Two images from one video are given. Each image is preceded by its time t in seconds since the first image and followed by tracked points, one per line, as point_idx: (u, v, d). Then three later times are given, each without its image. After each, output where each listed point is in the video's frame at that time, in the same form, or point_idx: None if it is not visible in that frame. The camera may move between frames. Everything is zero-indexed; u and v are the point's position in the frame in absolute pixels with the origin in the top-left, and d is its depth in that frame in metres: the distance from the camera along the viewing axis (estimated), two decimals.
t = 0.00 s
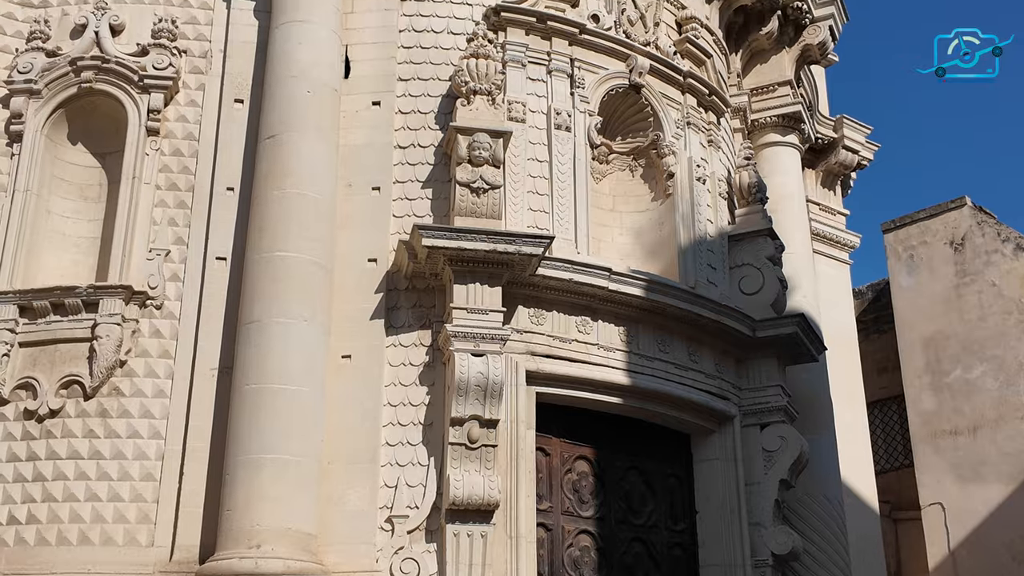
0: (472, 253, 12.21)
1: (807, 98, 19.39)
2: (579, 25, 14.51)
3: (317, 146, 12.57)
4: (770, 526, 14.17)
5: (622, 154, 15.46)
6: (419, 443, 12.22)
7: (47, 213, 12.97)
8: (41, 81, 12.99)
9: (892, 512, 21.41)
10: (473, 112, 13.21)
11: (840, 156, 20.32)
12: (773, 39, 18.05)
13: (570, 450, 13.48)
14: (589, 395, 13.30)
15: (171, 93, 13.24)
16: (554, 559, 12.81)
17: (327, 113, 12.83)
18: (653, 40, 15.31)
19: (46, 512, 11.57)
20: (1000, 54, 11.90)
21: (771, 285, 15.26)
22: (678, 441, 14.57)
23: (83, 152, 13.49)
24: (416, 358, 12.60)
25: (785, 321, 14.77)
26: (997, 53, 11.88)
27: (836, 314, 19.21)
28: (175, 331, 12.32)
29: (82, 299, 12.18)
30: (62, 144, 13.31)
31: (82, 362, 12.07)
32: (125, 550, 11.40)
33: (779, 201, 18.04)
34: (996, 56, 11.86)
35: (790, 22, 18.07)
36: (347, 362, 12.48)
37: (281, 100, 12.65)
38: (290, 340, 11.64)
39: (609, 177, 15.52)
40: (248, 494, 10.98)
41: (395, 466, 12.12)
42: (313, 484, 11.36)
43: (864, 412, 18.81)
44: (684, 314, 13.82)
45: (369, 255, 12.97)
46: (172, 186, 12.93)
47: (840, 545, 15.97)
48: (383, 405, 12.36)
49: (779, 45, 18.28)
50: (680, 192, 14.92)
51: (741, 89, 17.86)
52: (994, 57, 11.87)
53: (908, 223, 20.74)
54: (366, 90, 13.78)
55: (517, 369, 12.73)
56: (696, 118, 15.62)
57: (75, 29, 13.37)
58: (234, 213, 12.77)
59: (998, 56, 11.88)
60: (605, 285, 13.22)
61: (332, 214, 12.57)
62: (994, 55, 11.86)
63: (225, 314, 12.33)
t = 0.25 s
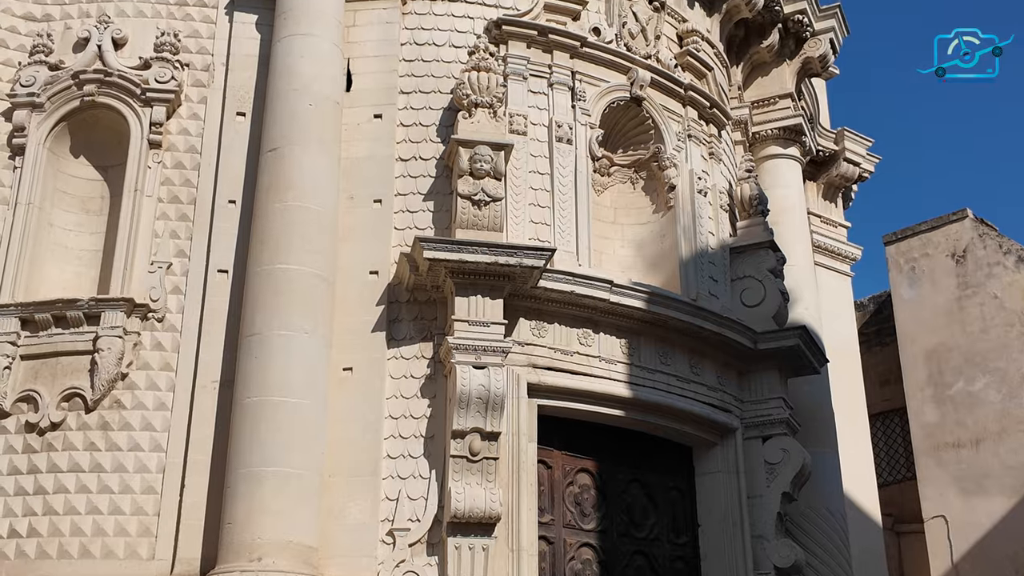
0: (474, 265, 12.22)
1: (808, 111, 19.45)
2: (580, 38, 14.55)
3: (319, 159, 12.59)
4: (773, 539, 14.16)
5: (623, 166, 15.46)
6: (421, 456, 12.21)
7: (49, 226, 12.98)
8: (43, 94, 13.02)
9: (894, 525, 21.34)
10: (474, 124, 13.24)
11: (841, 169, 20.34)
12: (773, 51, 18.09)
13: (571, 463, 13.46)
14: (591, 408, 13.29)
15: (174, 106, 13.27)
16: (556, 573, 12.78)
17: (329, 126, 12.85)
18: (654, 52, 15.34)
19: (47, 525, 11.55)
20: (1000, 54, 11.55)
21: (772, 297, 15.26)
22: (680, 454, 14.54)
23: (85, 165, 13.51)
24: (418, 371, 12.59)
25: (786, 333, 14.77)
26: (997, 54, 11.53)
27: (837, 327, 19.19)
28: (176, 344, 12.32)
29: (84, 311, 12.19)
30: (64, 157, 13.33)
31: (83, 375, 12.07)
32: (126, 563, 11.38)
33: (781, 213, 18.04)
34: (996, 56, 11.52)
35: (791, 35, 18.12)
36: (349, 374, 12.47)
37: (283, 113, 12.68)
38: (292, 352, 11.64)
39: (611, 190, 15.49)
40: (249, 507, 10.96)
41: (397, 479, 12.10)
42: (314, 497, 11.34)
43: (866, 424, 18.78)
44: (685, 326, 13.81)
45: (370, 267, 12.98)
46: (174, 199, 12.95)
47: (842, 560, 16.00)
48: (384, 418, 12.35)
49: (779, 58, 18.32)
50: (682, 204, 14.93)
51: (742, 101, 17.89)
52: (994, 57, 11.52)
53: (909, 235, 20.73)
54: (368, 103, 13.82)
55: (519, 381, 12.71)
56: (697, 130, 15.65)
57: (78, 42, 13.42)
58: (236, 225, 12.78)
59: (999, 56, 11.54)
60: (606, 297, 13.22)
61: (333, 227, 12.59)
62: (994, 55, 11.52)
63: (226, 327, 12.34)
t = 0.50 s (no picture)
0: (474, 279, 12.22)
1: (809, 125, 19.49)
2: (580, 53, 14.59)
3: (320, 173, 12.62)
4: (774, 554, 14.13)
5: (624, 180, 15.46)
6: (421, 470, 12.19)
7: (50, 241, 13.00)
8: (45, 109, 13.06)
9: (896, 540, 21.26)
10: (475, 139, 13.28)
11: (841, 183, 20.36)
12: (774, 66, 18.13)
13: (572, 477, 13.43)
14: (591, 422, 13.26)
15: (175, 121, 13.31)
16: None
17: (331, 140, 12.88)
18: (654, 67, 15.38)
19: (47, 540, 11.53)
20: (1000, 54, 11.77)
21: (773, 311, 15.26)
22: (681, 468, 14.51)
23: (87, 180, 13.54)
24: (418, 385, 12.58)
25: (787, 347, 14.77)
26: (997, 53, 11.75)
27: (839, 341, 19.19)
28: (177, 359, 12.32)
29: (84, 326, 12.19)
30: (66, 171, 13.36)
31: (84, 390, 12.06)
32: None
33: (781, 227, 18.05)
34: (996, 55, 11.74)
35: (791, 49, 18.17)
36: (350, 389, 12.47)
37: (284, 128, 12.71)
38: (293, 366, 11.64)
39: (611, 204, 15.51)
40: (250, 522, 10.93)
41: (397, 494, 12.08)
42: (315, 512, 11.31)
43: (868, 438, 18.76)
44: (686, 340, 13.81)
45: (371, 281, 12.99)
46: (175, 214, 12.98)
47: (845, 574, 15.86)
48: (385, 432, 12.34)
49: (780, 73, 18.37)
50: (683, 219, 14.95)
51: (743, 116, 17.93)
52: (994, 57, 11.74)
53: (910, 250, 20.73)
54: (369, 117, 13.86)
55: (519, 395, 12.70)
56: (697, 145, 15.68)
57: (80, 57, 13.47)
58: (237, 240, 12.80)
59: (998, 56, 11.73)
60: (607, 311, 13.22)
61: (335, 241, 12.60)
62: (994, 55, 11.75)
63: (227, 341, 12.34)
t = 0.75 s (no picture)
0: (475, 293, 12.22)
1: (809, 139, 19.54)
2: (581, 68, 14.63)
3: (321, 187, 12.64)
4: (776, 568, 14.05)
5: (625, 195, 15.49)
6: (422, 485, 12.17)
7: (51, 255, 13.01)
8: (47, 124, 13.09)
9: (898, 554, 21.18)
10: (476, 153, 13.30)
11: (841, 197, 20.40)
12: (774, 80, 18.17)
13: (572, 491, 13.41)
14: (592, 436, 13.23)
15: (177, 135, 13.34)
16: None
17: (332, 155, 12.91)
18: (654, 81, 15.42)
19: (47, 555, 11.51)
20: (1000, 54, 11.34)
21: (774, 325, 15.25)
22: (682, 483, 14.48)
23: (88, 194, 13.56)
24: (419, 399, 12.57)
25: (788, 361, 14.75)
26: (997, 53, 11.33)
27: (839, 354, 19.18)
28: (177, 373, 12.32)
29: (85, 340, 12.19)
30: (67, 186, 13.38)
31: (84, 404, 12.05)
32: None
33: (782, 241, 18.07)
34: (997, 54, 11.32)
35: (791, 63, 18.22)
36: (350, 403, 12.46)
37: (285, 142, 12.74)
38: (293, 380, 11.64)
39: (612, 218, 15.53)
40: (249, 537, 10.90)
41: (398, 508, 12.05)
42: (315, 526, 11.28)
43: (869, 452, 18.73)
44: (687, 354, 13.80)
45: (372, 295, 12.99)
46: (176, 228, 13.01)
47: None
48: (385, 447, 12.32)
49: (779, 87, 18.41)
50: (683, 233, 14.96)
51: (743, 130, 17.96)
52: (994, 56, 11.33)
53: (911, 263, 20.71)
54: (370, 132, 13.89)
55: (520, 409, 12.69)
56: (698, 159, 15.70)
57: (82, 72, 13.51)
58: (237, 254, 12.82)
59: (997, 55, 11.33)
60: (608, 325, 13.22)
61: (335, 255, 12.62)
62: (994, 55, 11.32)
63: (227, 355, 12.35)
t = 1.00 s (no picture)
0: (474, 310, 12.23)
1: (808, 157, 19.60)
2: (580, 87, 14.68)
3: (321, 206, 12.66)
4: None
5: (624, 213, 15.51)
6: (421, 504, 12.14)
7: (51, 274, 13.02)
8: (48, 143, 13.12)
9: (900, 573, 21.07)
10: (476, 172, 13.33)
11: (841, 215, 20.38)
12: (772, 99, 18.22)
13: (572, 510, 13.36)
14: (592, 455, 13.20)
15: (177, 154, 13.38)
16: None
17: (332, 173, 12.94)
18: (654, 100, 15.47)
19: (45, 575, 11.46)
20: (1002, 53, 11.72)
21: (774, 343, 15.25)
22: (682, 502, 14.43)
23: (89, 213, 13.59)
24: (418, 418, 12.55)
25: (788, 379, 14.72)
26: None
27: (840, 373, 19.17)
28: (176, 391, 12.31)
29: (84, 358, 12.19)
30: (68, 204, 13.41)
31: (83, 423, 12.03)
32: None
33: (782, 259, 18.09)
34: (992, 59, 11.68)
35: (789, 82, 18.27)
36: (349, 422, 12.44)
37: (285, 161, 12.78)
38: (292, 399, 11.62)
39: (610, 237, 15.52)
40: (248, 556, 10.87)
41: (397, 527, 12.02)
42: (314, 545, 11.25)
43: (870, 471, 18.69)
44: (687, 372, 13.79)
45: (371, 314, 12.99)
46: (176, 246, 13.03)
47: None
48: (385, 465, 12.30)
49: (779, 106, 18.43)
50: (682, 251, 14.98)
51: (742, 148, 18.01)
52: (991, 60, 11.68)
53: (908, 280, 20.10)
54: (370, 150, 13.93)
55: (520, 428, 12.67)
56: (697, 177, 15.73)
57: (83, 91, 13.56)
58: (237, 272, 12.84)
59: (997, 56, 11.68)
60: (608, 343, 13.21)
61: (335, 274, 12.63)
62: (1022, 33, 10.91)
63: (227, 373, 12.34)
